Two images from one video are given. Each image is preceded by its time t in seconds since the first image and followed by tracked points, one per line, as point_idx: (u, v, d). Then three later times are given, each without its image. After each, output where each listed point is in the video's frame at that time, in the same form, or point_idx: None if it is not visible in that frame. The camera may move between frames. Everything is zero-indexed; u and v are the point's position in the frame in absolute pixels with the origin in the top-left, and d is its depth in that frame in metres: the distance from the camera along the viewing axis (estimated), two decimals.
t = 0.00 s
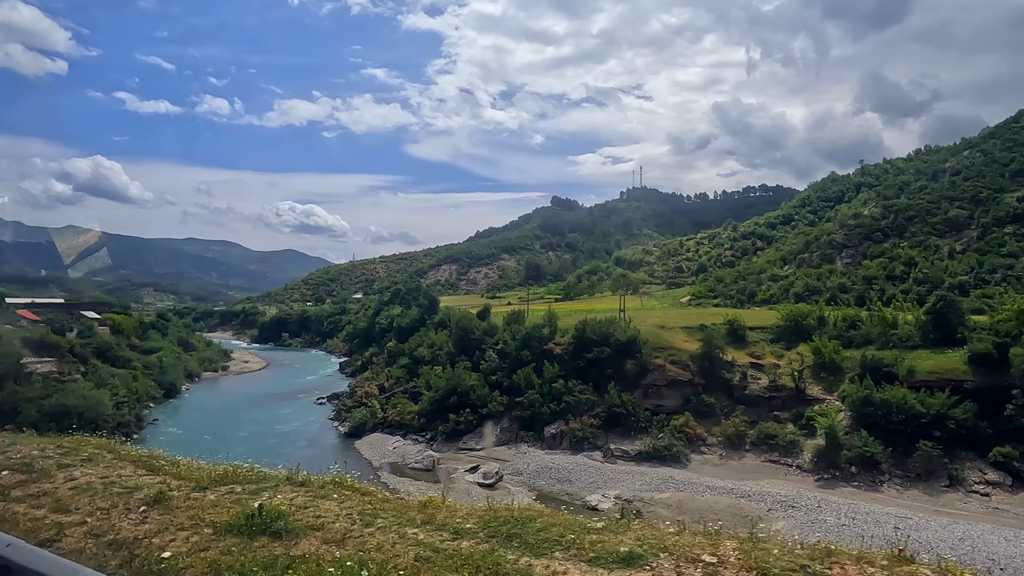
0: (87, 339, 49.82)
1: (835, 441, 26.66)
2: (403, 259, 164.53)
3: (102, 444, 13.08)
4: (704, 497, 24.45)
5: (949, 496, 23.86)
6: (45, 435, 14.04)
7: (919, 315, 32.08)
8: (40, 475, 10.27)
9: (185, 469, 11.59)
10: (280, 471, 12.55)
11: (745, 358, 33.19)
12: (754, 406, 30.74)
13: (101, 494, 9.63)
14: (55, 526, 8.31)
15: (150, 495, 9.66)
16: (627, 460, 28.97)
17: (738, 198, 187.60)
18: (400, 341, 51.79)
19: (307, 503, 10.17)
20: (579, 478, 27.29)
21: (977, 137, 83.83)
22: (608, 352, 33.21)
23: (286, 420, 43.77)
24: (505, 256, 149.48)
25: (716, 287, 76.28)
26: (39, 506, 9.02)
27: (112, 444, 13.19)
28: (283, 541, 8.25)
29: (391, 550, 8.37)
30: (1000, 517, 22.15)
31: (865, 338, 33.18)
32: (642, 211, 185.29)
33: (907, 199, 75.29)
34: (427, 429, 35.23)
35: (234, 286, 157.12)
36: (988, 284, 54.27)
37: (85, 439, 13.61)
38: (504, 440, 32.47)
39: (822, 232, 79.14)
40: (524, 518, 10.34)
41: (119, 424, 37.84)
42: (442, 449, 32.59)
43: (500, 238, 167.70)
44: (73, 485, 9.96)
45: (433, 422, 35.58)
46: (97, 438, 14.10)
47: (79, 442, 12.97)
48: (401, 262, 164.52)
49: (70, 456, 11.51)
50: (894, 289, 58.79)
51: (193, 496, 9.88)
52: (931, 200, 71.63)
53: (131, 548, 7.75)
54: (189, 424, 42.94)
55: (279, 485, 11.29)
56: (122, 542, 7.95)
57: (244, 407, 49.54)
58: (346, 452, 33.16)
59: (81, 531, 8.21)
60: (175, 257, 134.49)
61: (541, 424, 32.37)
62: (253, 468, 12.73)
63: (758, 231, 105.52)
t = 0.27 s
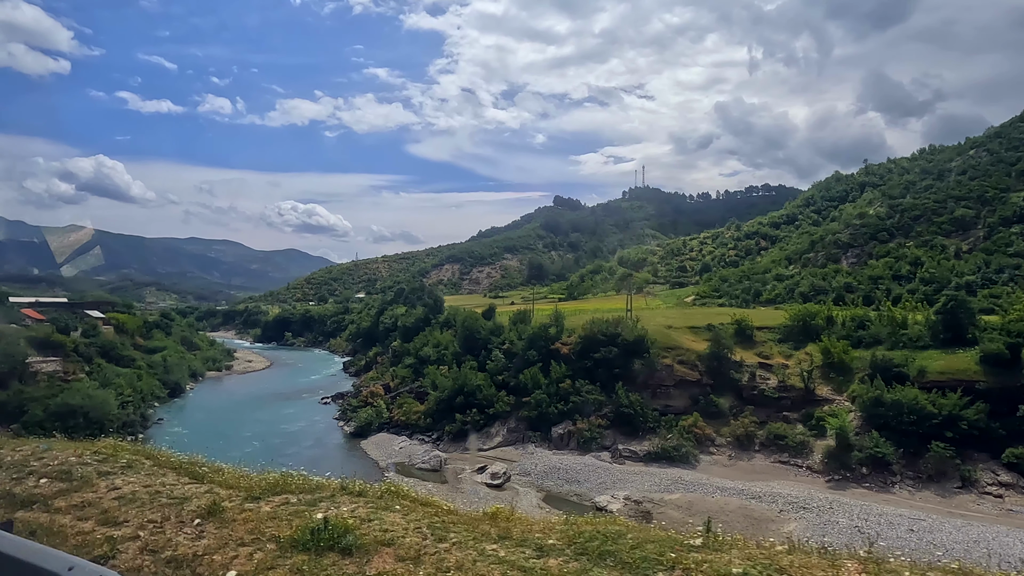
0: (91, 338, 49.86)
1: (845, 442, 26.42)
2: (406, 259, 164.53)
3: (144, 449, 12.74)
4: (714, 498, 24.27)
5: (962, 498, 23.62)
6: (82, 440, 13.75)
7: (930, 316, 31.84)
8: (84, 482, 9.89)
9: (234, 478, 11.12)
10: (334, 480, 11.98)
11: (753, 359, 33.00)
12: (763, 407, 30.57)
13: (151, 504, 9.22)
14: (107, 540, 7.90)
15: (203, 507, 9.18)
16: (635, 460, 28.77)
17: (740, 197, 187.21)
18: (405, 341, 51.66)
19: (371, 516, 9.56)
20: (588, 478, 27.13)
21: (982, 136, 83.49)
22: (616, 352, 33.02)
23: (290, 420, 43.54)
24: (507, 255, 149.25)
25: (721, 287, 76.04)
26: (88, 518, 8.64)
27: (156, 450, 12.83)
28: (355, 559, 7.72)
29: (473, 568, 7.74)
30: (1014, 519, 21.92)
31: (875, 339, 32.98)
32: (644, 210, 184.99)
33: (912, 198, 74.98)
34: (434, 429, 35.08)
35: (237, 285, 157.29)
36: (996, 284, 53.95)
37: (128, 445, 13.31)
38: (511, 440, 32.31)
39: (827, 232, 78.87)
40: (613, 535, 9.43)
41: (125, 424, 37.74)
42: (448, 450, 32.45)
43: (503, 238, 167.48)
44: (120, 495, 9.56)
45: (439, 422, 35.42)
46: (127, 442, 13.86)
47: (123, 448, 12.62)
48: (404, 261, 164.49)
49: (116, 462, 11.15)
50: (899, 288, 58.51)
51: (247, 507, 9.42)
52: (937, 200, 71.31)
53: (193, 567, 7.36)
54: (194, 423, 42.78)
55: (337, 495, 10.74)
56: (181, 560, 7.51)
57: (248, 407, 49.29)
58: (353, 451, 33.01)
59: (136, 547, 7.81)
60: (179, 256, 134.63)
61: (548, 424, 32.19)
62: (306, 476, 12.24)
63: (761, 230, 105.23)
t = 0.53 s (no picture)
0: (93, 338, 49.85)
1: (850, 443, 26.30)
2: (407, 259, 164.46)
3: (165, 453, 12.76)
4: (719, 498, 24.18)
5: (968, 499, 23.52)
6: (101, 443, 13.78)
7: (935, 316, 31.74)
8: (107, 488, 9.85)
9: (262, 484, 11.22)
10: (362, 485, 12.17)
11: (757, 359, 32.93)
12: (767, 407, 30.49)
13: (176, 511, 9.17)
14: (135, 548, 7.83)
15: (231, 514, 9.16)
16: (640, 461, 28.69)
17: (742, 197, 186.92)
18: (407, 341, 51.57)
19: (405, 523, 9.64)
20: (592, 479, 27.05)
21: (985, 136, 83.29)
22: (619, 352, 32.94)
23: (293, 420, 43.45)
24: (509, 255, 149.09)
25: (723, 287, 75.90)
26: (114, 525, 8.59)
27: (177, 454, 12.85)
28: (394, 569, 7.68)
29: None
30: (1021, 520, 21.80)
31: (879, 339, 32.89)
32: (646, 209, 184.70)
33: (916, 198, 74.79)
34: (437, 429, 35.03)
35: (238, 285, 157.22)
36: (1000, 284, 53.80)
37: (148, 449, 13.34)
38: (515, 440, 32.25)
39: (830, 232, 78.67)
40: (657, 544, 9.44)
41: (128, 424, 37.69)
42: (451, 450, 32.39)
43: (504, 237, 167.27)
44: (143, 501, 9.51)
45: (442, 422, 35.37)
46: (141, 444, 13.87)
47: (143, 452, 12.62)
48: (405, 261, 164.40)
49: (139, 467, 11.12)
50: (903, 288, 58.35)
51: (276, 514, 9.43)
52: (940, 200, 71.14)
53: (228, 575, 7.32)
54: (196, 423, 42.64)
55: (366, 500, 10.84)
56: (216, 569, 7.46)
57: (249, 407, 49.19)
58: (356, 452, 32.94)
59: (167, 555, 7.74)
60: (180, 256, 134.65)
61: (552, 424, 32.12)
62: (331, 480, 12.34)
63: (763, 230, 105.06)
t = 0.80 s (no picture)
0: (100, 337, 49.76)
1: (866, 444, 25.99)
2: (411, 258, 164.32)
3: (238, 468, 12.31)
4: (735, 500, 23.92)
5: (988, 502, 23.21)
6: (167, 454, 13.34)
7: (950, 316, 31.42)
8: (186, 506, 9.29)
9: (354, 504, 10.89)
10: (463, 504, 11.98)
11: (770, 359, 32.65)
12: (781, 408, 30.22)
13: (266, 534, 8.67)
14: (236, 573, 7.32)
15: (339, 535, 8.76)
16: (652, 462, 28.43)
17: (746, 197, 186.41)
18: (414, 340, 51.36)
19: (527, 548, 9.25)
20: (605, 480, 26.80)
21: (993, 136, 82.82)
22: (631, 352, 32.69)
23: (299, 420, 43.20)
24: (512, 255, 148.79)
25: (730, 287, 75.56)
26: (202, 549, 7.92)
27: (249, 469, 12.37)
28: None
29: None
30: None
31: (893, 339, 32.60)
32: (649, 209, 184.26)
33: (924, 198, 74.36)
34: (446, 429, 34.85)
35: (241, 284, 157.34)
36: (1010, 285, 53.42)
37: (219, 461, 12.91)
38: (525, 441, 32.03)
39: (837, 232, 78.28)
40: None
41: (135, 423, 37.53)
42: (461, 450, 32.17)
43: (507, 237, 166.97)
44: (229, 522, 8.93)
45: (451, 422, 35.17)
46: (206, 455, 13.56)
47: (214, 465, 12.17)
48: (409, 260, 164.27)
49: (215, 484, 10.61)
50: (912, 289, 57.98)
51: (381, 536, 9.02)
52: (948, 199, 70.74)
53: None
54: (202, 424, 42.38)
55: (472, 521, 10.56)
56: None
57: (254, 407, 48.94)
58: (365, 452, 32.72)
59: None
60: (183, 256, 134.69)
61: (563, 425, 31.89)
62: (425, 500, 12.08)
63: (769, 230, 104.64)
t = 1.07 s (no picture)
0: (102, 337, 49.72)
1: (872, 445, 25.87)
2: (412, 258, 164.22)
3: (262, 473, 12.12)
4: (740, 501, 23.81)
5: (994, 502, 23.10)
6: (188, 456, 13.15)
7: (955, 316, 31.32)
8: (214, 513, 9.12)
9: (388, 511, 10.67)
10: (501, 511, 11.74)
11: (774, 359, 32.57)
12: (785, 408, 30.14)
13: (302, 542, 8.47)
14: None
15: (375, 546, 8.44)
16: (656, 462, 28.34)
17: (747, 197, 186.26)
18: (416, 340, 51.28)
19: (574, 557, 8.88)
20: (609, 480, 26.72)
21: (996, 136, 82.67)
22: (634, 352, 32.60)
23: (301, 420, 43.08)
24: (513, 254, 148.66)
25: (732, 287, 75.42)
26: (236, 558, 7.79)
27: (276, 475, 12.17)
28: None
29: None
30: None
31: (898, 339, 32.51)
32: (651, 209, 184.10)
33: (926, 197, 74.23)
34: (449, 429, 34.79)
35: (242, 284, 157.33)
36: (1013, 285, 53.31)
37: (242, 465, 12.72)
38: (529, 441, 31.96)
39: (839, 232, 78.15)
40: None
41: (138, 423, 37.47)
42: (465, 450, 32.10)
43: (508, 237, 166.79)
44: (259, 529, 8.76)
45: (454, 422, 35.10)
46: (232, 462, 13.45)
47: (237, 470, 12.00)
48: (410, 260, 164.17)
49: (240, 490, 10.43)
50: (915, 289, 57.86)
51: (421, 548, 8.71)
52: (951, 199, 70.64)
53: None
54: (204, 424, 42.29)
55: (511, 529, 10.24)
56: None
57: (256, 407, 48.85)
58: (367, 452, 32.63)
59: None
60: (184, 255, 134.69)
61: (567, 425, 31.81)
62: (461, 507, 11.96)
63: (770, 230, 104.49)
